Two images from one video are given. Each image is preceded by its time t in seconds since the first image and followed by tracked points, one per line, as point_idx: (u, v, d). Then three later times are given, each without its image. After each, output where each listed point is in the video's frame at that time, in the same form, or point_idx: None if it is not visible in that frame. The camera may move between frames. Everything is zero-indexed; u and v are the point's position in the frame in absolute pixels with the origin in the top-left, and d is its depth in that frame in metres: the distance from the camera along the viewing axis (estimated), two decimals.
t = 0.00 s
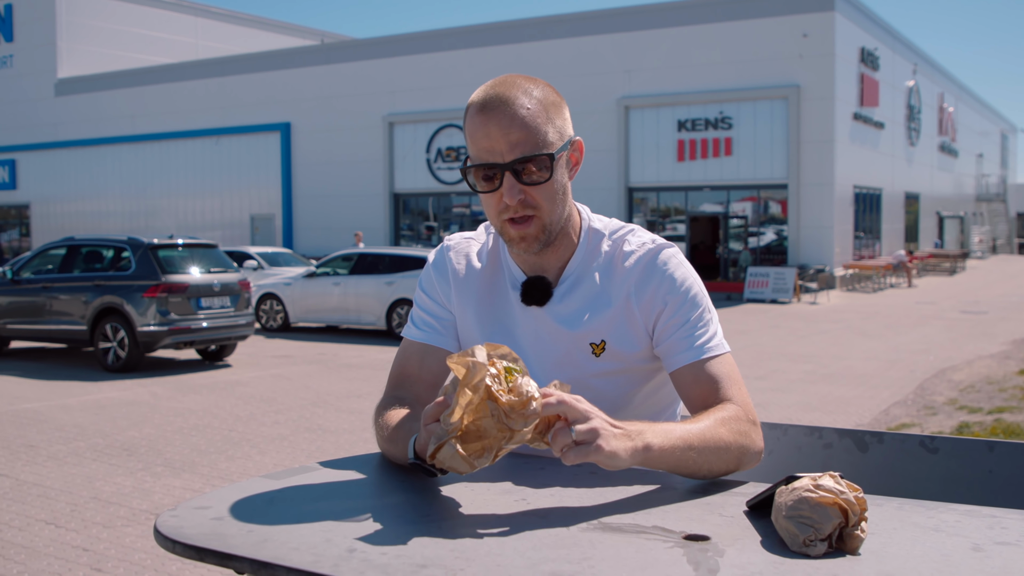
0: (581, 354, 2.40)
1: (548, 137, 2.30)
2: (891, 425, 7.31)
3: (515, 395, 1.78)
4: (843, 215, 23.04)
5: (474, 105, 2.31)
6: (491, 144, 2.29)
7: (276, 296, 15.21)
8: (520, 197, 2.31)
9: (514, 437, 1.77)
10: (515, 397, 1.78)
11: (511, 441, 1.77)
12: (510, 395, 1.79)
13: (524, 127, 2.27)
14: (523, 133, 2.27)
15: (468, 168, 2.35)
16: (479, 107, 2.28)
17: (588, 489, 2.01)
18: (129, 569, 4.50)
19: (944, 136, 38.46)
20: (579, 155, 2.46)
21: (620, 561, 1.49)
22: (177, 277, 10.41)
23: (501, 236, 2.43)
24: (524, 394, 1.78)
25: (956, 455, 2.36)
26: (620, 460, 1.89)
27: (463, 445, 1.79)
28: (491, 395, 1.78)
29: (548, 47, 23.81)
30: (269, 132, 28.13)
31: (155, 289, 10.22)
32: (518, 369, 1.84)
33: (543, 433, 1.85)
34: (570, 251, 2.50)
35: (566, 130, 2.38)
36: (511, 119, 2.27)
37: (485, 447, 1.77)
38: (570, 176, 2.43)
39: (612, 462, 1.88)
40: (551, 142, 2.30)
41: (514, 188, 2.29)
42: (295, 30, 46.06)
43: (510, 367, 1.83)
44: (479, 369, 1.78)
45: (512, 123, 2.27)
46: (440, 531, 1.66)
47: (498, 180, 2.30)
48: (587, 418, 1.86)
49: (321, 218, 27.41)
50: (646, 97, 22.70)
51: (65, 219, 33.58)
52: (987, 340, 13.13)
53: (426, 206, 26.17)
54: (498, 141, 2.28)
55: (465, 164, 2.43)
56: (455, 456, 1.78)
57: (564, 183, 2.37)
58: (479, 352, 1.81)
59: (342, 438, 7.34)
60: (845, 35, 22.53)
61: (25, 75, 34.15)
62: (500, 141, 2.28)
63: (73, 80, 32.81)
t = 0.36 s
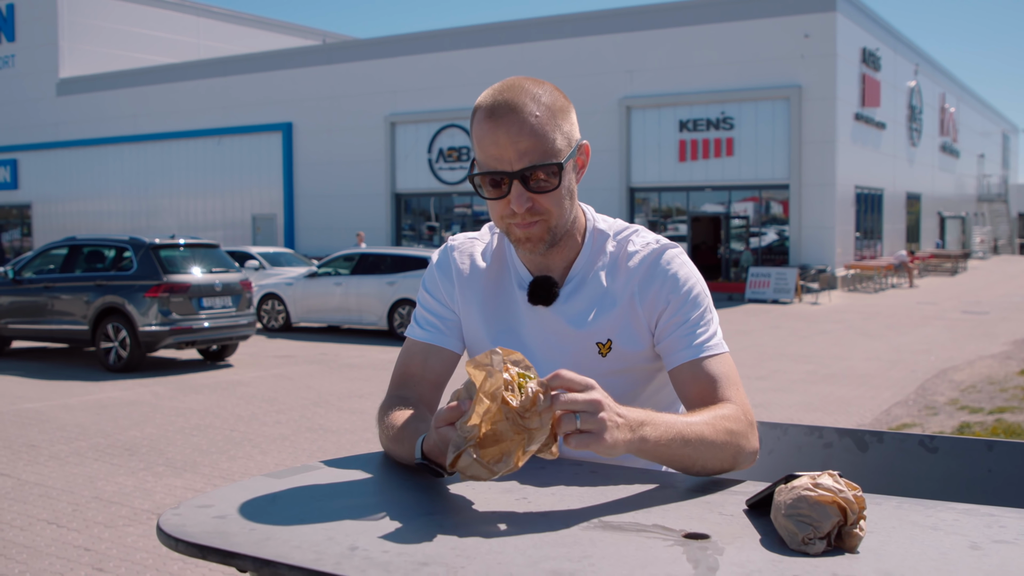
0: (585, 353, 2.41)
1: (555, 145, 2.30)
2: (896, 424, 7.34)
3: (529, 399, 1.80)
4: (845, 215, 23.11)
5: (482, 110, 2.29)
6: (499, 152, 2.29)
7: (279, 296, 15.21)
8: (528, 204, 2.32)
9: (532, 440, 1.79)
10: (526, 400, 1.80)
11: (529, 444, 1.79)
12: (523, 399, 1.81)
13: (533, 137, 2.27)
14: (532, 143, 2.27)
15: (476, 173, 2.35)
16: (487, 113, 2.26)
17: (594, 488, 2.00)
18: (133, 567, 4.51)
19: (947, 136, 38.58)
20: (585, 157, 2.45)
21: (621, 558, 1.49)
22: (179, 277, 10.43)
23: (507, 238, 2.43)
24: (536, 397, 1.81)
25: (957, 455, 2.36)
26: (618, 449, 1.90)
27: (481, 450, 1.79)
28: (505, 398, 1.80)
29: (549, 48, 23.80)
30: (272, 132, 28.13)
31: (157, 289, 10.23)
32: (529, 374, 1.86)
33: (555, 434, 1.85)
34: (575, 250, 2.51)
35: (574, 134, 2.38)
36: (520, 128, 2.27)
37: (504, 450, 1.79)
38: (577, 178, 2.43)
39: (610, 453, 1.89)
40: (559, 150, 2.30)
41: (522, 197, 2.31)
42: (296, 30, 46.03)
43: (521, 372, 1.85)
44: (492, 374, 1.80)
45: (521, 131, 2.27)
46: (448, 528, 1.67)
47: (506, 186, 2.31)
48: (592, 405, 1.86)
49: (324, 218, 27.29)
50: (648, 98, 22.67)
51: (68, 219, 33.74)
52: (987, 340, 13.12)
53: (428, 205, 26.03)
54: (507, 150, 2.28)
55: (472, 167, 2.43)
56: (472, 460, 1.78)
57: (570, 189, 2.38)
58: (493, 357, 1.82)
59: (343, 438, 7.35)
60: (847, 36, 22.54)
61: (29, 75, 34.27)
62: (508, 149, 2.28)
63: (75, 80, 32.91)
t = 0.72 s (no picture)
0: (584, 356, 2.41)
1: (553, 159, 2.31)
2: (898, 425, 7.34)
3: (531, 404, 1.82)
4: (846, 217, 23.11)
5: (480, 120, 2.29)
6: (496, 163, 2.29)
7: (280, 295, 15.22)
8: (525, 216, 2.33)
9: (534, 442, 1.79)
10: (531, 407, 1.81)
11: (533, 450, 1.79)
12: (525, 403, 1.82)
13: (531, 149, 2.27)
14: (530, 156, 2.28)
15: (473, 185, 2.35)
16: (485, 123, 2.26)
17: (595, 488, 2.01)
18: (133, 565, 4.52)
19: (948, 138, 38.58)
20: (584, 166, 2.44)
21: (621, 556, 1.49)
22: (181, 276, 10.44)
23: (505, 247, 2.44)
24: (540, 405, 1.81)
25: (955, 455, 2.37)
26: (616, 460, 1.90)
27: (484, 456, 1.81)
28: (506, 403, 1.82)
29: (552, 49, 23.80)
30: (272, 132, 28.14)
31: (159, 288, 10.24)
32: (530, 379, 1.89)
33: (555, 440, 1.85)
34: (575, 254, 2.52)
35: (572, 145, 2.38)
36: (519, 140, 2.27)
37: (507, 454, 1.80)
38: (575, 189, 2.43)
39: (607, 462, 1.89)
40: (557, 163, 2.31)
41: (519, 209, 2.31)
42: (299, 29, 46.05)
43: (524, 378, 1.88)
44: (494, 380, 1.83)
45: (519, 142, 2.27)
46: (450, 526, 1.68)
47: (504, 198, 2.31)
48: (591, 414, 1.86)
49: (325, 217, 27.27)
50: (650, 99, 22.67)
51: (68, 217, 33.76)
52: (988, 343, 13.11)
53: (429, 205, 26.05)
54: (504, 163, 2.29)
55: (470, 175, 2.43)
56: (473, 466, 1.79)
57: (568, 200, 2.38)
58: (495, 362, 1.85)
59: (344, 438, 7.34)
60: (850, 38, 22.55)
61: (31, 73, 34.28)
62: (506, 163, 2.29)
63: (77, 78, 32.96)
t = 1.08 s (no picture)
0: (586, 355, 2.41)
1: (557, 130, 2.35)
2: (899, 425, 7.35)
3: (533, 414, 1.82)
4: (847, 218, 23.08)
5: (488, 100, 2.40)
6: (501, 132, 2.35)
7: (281, 295, 15.22)
8: (526, 184, 2.34)
9: (529, 455, 1.79)
10: (528, 419, 1.81)
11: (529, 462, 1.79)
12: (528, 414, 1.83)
13: (534, 119, 2.34)
14: (533, 124, 2.33)
15: (476, 157, 2.40)
16: (493, 100, 2.37)
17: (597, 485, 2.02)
18: (134, 564, 4.52)
19: (949, 139, 38.51)
20: (587, 158, 2.48)
21: (621, 555, 1.50)
22: (182, 276, 10.46)
23: (506, 228, 2.44)
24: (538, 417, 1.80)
25: (955, 455, 2.38)
26: (614, 468, 1.91)
27: (480, 463, 1.81)
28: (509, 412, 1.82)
29: (552, 49, 23.81)
30: (273, 131, 28.13)
31: (160, 287, 10.25)
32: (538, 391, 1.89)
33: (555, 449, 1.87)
34: (576, 251, 2.52)
35: (576, 130, 2.43)
36: (521, 110, 2.35)
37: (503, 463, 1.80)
38: (578, 176, 2.46)
39: (606, 471, 1.90)
40: (560, 135, 2.36)
41: (521, 174, 2.33)
42: (300, 29, 46.03)
43: (531, 389, 1.89)
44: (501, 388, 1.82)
45: (523, 113, 2.34)
46: (453, 524, 1.70)
47: (506, 166, 2.34)
48: (592, 425, 1.88)
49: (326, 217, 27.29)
50: (651, 99, 22.67)
51: (68, 216, 33.76)
52: (989, 343, 13.11)
53: (430, 206, 26.16)
54: (506, 130, 2.34)
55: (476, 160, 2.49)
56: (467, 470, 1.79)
57: (570, 180, 2.41)
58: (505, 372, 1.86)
59: (346, 437, 7.38)
60: (851, 39, 22.56)
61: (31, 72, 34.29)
62: (510, 128, 2.34)
63: (78, 77, 32.97)
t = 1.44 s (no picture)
0: (589, 353, 2.41)
1: (570, 125, 2.41)
2: (900, 425, 7.35)
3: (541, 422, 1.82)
4: (848, 217, 23.05)
5: (503, 92, 2.44)
6: (518, 121, 2.38)
7: (282, 295, 15.23)
8: (541, 173, 2.37)
9: (531, 467, 1.80)
10: (537, 428, 1.81)
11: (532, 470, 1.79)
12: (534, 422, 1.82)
13: (550, 110, 2.38)
14: (548, 116, 2.38)
15: (491, 144, 2.42)
16: (510, 91, 2.41)
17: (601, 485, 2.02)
18: (137, 563, 4.53)
19: (950, 139, 38.45)
20: (594, 157, 2.52)
21: (623, 553, 1.50)
22: (183, 275, 10.46)
23: (515, 218, 2.46)
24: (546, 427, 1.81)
25: (956, 454, 2.37)
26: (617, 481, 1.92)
27: (480, 467, 1.81)
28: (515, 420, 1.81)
29: (553, 49, 23.81)
30: (274, 131, 28.12)
31: (161, 287, 10.25)
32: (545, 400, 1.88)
33: (562, 458, 1.88)
34: (581, 250, 2.54)
35: (588, 128, 2.49)
36: (537, 102, 2.39)
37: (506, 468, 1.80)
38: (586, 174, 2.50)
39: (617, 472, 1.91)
40: (574, 130, 2.41)
41: (537, 163, 2.36)
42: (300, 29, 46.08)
43: (536, 398, 1.87)
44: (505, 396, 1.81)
45: (540, 105, 2.39)
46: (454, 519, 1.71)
47: (522, 153, 2.37)
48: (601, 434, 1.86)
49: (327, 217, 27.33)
50: (652, 99, 22.67)
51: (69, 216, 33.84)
52: (990, 343, 13.10)
53: (431, 206, 26.21)
54: (523, 120, 2.38)
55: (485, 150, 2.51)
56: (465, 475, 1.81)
57: (580, 176, 2.45)
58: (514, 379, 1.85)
59: (347, 436, 7.39)
60: (851, 39, 22.55)
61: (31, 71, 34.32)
62: (526, 118, 2.38)
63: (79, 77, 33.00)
